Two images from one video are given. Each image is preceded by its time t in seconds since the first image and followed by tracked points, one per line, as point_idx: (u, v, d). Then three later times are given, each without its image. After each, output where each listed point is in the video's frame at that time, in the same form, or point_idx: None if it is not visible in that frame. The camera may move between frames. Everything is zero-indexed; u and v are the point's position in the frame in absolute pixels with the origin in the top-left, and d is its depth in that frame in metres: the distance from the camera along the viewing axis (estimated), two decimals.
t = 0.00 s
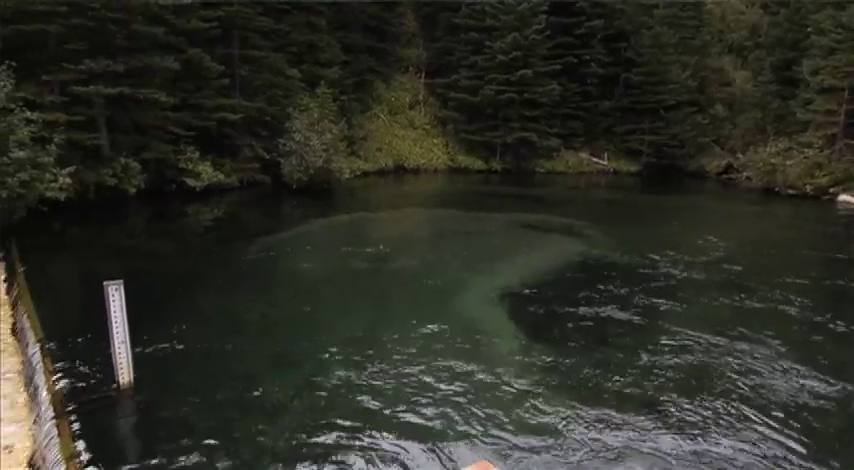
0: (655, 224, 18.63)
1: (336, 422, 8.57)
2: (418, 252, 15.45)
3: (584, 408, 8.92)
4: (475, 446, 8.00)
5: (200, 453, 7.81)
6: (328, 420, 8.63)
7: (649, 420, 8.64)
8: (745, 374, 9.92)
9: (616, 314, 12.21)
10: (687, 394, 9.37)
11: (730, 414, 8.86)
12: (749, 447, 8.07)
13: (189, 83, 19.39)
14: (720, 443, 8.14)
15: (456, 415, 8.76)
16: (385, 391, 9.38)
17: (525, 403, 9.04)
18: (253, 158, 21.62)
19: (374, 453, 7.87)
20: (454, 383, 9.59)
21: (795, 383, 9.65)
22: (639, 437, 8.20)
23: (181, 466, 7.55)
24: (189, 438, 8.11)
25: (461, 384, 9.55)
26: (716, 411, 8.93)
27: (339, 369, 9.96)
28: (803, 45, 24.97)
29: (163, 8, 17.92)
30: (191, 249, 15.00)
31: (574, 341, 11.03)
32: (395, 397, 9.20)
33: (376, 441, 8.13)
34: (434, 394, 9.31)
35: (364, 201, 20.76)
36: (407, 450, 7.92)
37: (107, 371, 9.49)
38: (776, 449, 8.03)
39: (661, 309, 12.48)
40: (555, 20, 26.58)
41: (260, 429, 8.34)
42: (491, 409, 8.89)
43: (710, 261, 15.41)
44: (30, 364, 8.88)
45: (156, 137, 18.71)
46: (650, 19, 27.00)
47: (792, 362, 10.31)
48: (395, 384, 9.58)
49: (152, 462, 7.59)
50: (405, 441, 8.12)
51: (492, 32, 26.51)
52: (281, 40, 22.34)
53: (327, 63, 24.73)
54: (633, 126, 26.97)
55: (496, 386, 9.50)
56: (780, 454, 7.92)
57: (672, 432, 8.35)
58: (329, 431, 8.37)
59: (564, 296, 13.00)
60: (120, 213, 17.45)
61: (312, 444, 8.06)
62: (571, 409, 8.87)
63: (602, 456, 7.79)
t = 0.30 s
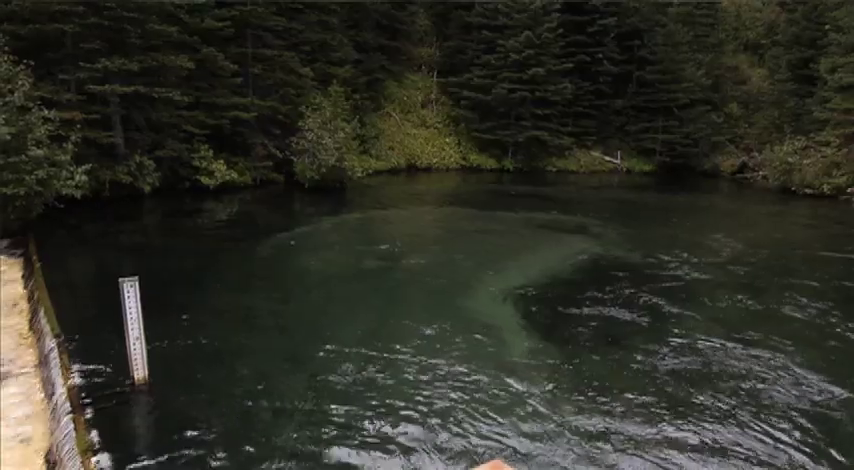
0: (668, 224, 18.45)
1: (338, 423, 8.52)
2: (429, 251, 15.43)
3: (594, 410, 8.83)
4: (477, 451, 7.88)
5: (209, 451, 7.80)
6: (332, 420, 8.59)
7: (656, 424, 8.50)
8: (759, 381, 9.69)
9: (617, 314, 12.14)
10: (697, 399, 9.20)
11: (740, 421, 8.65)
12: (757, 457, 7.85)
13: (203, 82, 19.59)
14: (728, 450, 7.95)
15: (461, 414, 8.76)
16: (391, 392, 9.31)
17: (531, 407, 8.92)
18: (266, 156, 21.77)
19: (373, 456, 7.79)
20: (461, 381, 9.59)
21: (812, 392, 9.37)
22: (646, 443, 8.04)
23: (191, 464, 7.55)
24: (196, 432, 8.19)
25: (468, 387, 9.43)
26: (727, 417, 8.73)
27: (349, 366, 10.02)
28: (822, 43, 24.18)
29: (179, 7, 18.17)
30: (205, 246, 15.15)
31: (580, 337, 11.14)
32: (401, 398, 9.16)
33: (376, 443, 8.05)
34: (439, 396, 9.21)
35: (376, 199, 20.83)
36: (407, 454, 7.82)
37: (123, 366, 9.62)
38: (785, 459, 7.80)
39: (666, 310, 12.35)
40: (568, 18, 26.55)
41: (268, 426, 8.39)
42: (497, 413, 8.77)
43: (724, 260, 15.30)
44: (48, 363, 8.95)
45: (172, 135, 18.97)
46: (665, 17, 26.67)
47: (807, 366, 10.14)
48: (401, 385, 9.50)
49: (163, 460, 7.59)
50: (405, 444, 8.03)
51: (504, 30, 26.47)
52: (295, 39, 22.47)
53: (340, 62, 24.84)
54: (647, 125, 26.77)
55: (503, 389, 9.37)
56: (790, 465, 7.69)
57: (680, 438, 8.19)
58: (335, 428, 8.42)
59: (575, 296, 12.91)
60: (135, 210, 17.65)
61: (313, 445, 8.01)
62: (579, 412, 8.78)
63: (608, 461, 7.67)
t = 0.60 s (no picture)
0: (681, 223, 18.24)
1: (343, 422, 8.51)
2: (439, 248, 15.43)
3: (606, 412, 8.76)
4: (476, 454, 7.81)
5: (220, 450, 7.83)
6: (338, 419, 8.59)
7: (665, 429, 8.36)
8: (774, 387, 9.46)
9: (622, 315, 11.99)
10: (708, 404, 9.02)
11: (750, 428, 8.45)
12: (766, 461, 7.76)
13: (217, 79, 19.70)
14: (736, 454, 7.86)
15: (473, 412, 8.75)
16: (397, 392, 9.28)
17: (538, 408, 8.82)
18: (279, 154, 21.84)
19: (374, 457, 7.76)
20: (473, 379, 9.59)
21: (827, 397, 9.21)
22: (651, 449, 7.91)
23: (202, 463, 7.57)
24: (210, 427, 8.28)
25: (475, 388, 9.36)
26: (737, 420, 8.64)
27: (361, 363, 10.05)
28: (840, 38, 23.44)
29: (192, 6, 18.30)
30: (218, 243, 15.26)
31: (590, 342, 10.83)
32: (413, 395, 9.18)
33: (383, 442, 8.05)
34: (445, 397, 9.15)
35: (387, 197, 20.86)
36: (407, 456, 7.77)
37: (137, 360, 9.74)
38: (794, 463, 7.70)
39: (673, 311, 12.15)
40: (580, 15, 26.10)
41: (280, 423, 8.44)
42: (502, 415, 8.68)
43: (738, 260, 15.15)
44: (65, 359, 9.02)
45: (185, 133, 19.10)
46: (680, 13, 26.20)
47: (823, 369, 10.01)
48: (408, 385, 9.48)
49: (177, 458, 7.64)
50: (406, 445, 7.99)
51: (517, 28, 26.36)
52: (307, 37, 22.44)
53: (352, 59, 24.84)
54: (660, 123, 26.53)
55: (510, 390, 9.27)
56: None
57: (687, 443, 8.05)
58: (346, 425, 8.45)
59: (588, 296, 12.81)
60: (149, 207, 17.81)
61: (314, 446, 7.99)
62: (590, 414, 8.68)
63: (615, 464, 7.61)
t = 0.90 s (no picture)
0: (694, 222, 18.05)
1: (347, 420, 8.52)
2: (450, 245, 15.41)
3: (613, 412, 8.72)
4: (476, 454, 7.78)
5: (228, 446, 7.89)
6: (348, 416, 8.63)
7: (672, 433, 8.25)
8: (785, 394, 9.27)
9: (624, 314, 11.87)
10: (717, 410, 8.85)
11: (759, 435, 8.29)
12: (776, 464, 7.72)
13: (229, 76, 19.81)
14: (746, 456, 7.84)
15: (483, 411, 8.74)
16: (404, 389, 9.28)
17: (549, 408, 8.80)
18: (290, 150, 21.90)
19: (375, 455, 7.75)
20: (483, 377, 9.58)
21: (842, 401, 9.10)
22: (657, 452, 7.86)
23: (211, 459, 7.63)
24: (222, 422, 8.36)
25: (484, 387, 9.32)
26: (748, 422, 8.60)
27: (371, 360, 10.06)
28: None
29: (205, 3, 18.42)
30: (230, 239, 15.37)
31: (598, 341, 10.75)
32: (423, 393, 9.18)
33: (393, 439, 8.08)
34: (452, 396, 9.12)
35: (398, 193, 20.85)
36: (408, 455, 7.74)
37: (150, 355, 9.83)
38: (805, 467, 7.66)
39: (683, 312, 12.00)
40: (593, 11, 25.97)
41: (291, 419, 8.49)
42: (508, 415, 8.63)
43: (753, 259, 14.98)
44: (78, 352, 9.16)
45: (198, 129, 19.22)
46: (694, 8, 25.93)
47: (839, 372, 9.89)
48: (416, 383, 9.45)
49: (188, 452, 7.73)
50: (408, 445, 7.96)
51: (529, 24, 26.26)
52: (318, 33, 22.44)
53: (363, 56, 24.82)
54: (674, 120, 26.30)
55: (517, 391, 9.20)
56: None
57: (693, 451, 7.92)
58: (357, 422, 8.48)
59: (600, 294, 12.74)
60: (163, 203, 17.98)
61: (319, 443, 7.99)
62: (598, 416, 8.60)
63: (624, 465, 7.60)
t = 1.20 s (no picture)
0: (707, 220, 17.90)
1: (353, 415, 8.59)
2: (460, 242, 15.40)
3: (622, 411, 8.71)
4: (476, 452, 7.79)
5: (237, 440, 7.98)
6: (359, 411, 8.67)
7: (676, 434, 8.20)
8: (792, 397, 9.12)
9: (629, 312, 11.83)
10: (721, 411, 8.78)
11: (761, 438, 8.19)
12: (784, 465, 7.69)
13: (241, 73, 19.90)
14: (754, 457, 7.81)
15: (493, 410, 8.73)
16: (411, 386, 9.33)
17: (559, 407, 8.79)
18: (302, 147, 21.95)
19: (377, 451, 7.81)
20: (492, 375, 9.58)
21: None
22: (664, 451, 7.87)
23: (221, 452, 7.73)
24: (233, 417, 8.44)
25: (494, 385, 9.32)
26: (758, 422, 8.56)
27: (381, 357, 10.10)
28: None
29: None
30: (241, 235, 15.49)
31: (608, 340, 10.73)
32: (433, 391, 9.20)
33: (403, 437, 8.11)
34: (459, 393, 9.14)
35: (408, 190, 20.83)
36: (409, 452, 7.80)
37: (163, 349, 9.95)
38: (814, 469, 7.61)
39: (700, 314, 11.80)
40: (606, 7, 25.84)
41: (300, 415, 8.54)
42: (513, 414, 8.63)
43: (767, 258, 14.80)
44: (93, 346, 9.28)
45: (211, 126, 19.35)
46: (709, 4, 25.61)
47: None
48: (424, 379, 9.48)
49: (199, 444, 7.86)
50: (410, 441, 8.02)
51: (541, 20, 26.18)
52: (330, 30, 22.37)
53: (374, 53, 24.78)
54: (686, 117, 26.10)
55: (524, 390, 9.19)
56: None
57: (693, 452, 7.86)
58: (366, 419, 8.52)
59: (612, 292, 12.67)
60: (176, 199, 18.18)
61: (324, 438, 8.08)
62: (603, 415, 8.58)
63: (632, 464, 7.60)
